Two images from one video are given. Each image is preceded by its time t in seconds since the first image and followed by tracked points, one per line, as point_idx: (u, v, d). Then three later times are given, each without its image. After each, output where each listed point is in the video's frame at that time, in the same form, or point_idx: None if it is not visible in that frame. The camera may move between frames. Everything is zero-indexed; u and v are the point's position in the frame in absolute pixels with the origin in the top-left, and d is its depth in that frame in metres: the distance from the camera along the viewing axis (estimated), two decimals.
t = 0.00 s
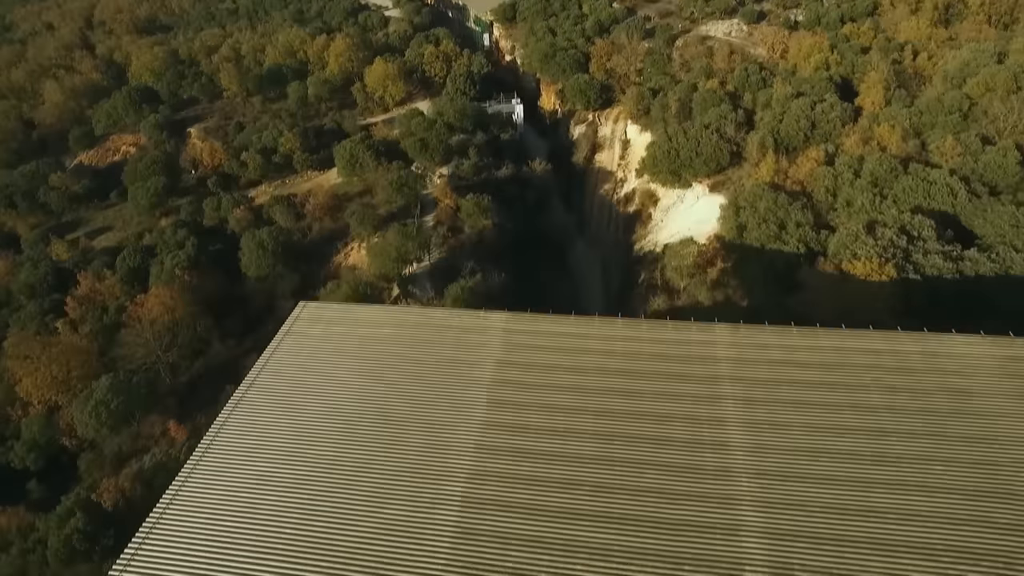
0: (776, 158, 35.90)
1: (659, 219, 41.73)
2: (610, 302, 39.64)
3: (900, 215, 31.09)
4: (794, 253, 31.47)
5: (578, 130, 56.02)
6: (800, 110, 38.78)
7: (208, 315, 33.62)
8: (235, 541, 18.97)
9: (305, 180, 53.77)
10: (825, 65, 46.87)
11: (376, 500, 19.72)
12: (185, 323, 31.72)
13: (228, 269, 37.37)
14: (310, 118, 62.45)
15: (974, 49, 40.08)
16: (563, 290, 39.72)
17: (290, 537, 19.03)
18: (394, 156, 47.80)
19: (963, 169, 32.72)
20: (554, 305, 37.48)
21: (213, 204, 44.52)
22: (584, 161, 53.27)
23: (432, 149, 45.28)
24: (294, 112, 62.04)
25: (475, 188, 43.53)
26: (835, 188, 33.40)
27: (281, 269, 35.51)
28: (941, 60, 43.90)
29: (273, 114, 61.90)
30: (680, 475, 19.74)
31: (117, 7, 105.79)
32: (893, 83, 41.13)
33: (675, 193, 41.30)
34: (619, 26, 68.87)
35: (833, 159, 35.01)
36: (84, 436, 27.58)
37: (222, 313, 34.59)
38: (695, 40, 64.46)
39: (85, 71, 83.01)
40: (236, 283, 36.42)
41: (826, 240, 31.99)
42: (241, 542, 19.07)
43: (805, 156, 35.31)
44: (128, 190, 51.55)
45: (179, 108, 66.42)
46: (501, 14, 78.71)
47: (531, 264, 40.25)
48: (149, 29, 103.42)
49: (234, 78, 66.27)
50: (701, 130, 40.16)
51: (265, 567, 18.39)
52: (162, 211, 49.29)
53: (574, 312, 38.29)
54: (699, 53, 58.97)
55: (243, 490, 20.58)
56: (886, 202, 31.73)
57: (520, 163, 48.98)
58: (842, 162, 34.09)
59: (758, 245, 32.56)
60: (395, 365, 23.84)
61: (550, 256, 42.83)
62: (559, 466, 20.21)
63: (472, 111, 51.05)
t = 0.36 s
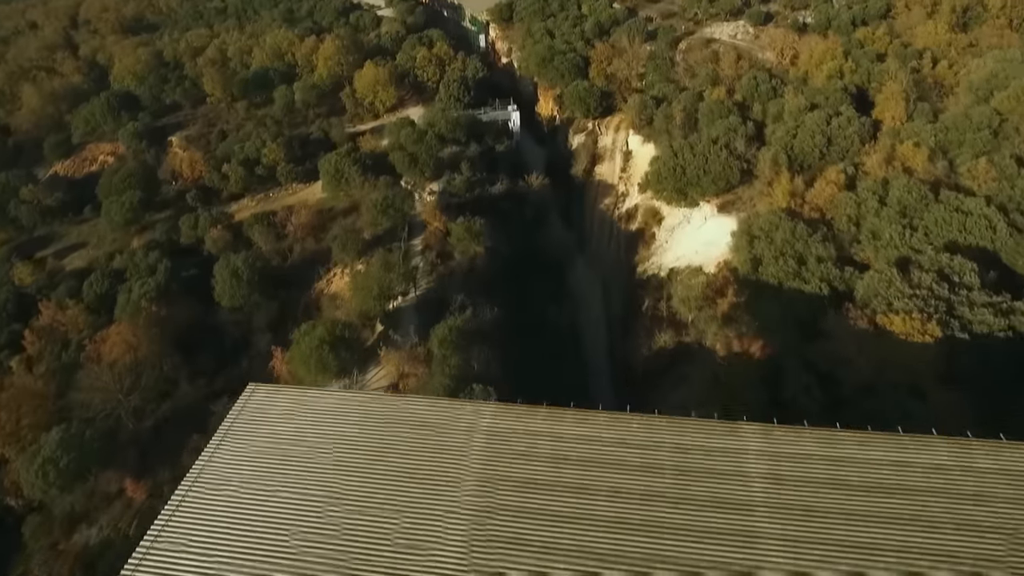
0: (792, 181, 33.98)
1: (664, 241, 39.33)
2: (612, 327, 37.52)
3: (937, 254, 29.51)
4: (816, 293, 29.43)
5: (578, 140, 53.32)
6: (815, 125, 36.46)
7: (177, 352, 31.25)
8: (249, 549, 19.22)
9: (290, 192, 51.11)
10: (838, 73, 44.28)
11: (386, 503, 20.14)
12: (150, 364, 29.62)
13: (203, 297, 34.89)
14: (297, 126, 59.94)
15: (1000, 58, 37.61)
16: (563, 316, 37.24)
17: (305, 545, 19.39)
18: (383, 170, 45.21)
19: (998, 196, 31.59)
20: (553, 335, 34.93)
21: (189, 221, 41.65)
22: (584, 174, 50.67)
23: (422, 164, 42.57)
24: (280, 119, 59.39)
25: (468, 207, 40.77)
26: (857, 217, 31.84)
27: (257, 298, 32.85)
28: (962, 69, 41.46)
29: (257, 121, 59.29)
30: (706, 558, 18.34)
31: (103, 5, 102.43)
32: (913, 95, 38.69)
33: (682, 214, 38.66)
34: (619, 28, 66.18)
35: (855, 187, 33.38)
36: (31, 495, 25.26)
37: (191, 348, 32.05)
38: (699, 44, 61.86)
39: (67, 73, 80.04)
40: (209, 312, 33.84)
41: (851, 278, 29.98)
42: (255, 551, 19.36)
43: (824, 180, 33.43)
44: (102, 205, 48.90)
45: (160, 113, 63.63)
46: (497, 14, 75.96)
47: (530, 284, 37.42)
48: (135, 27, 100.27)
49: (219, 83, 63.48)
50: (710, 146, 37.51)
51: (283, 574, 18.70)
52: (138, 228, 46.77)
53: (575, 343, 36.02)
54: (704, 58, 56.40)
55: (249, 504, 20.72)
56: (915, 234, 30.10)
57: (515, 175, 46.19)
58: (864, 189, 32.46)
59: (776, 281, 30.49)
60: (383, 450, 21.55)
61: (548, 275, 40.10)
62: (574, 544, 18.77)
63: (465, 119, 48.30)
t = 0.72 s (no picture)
0: (809, 208, 31.80)
1: (669, 270, 37.24)
2: (614, 366, 36.96)
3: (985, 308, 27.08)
4: (843, 346, 27.84)
5: (577, 152, 50.69)
6: (832, 143, 34.09)
7: (141, 398, 28.78)
8: (252, 560, 18.10)
9: (273, 209, 48.43)
10: (852, 84, 41.82)
11: None
12: (109, 417, 27.12)
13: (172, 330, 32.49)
14: (283, 136, 57.37)
15: None
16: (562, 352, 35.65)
17: None
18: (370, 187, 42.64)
19: None
20: (554, 376, 33.17)
21: (163, 243, 39.29)
22: (583, 190, 48.03)
23: (410, 183, 40.04)
24: (265, 128, 56.82)
25: (461, 229, 37.97)
26: (885, 254, 29.82)
27: (228, 335, 30.30)
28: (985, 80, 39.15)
29: (242, 131, 56.71)
30: None
31: (87, 5, 99.24)
32: (935, 110, 36.32)
33: (688, 238, 36.12)
34: (620, 32, 63.80)
35: (882, 220, 31.37)
36: None
37: (155, 392, 29.60)
38: (703, 50, 59.91)
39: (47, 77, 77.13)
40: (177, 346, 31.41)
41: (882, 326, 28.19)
42: (257, 568, 18.20)
43: (846, 209, 31.35)
44: (74, 222, 46.26)
45: (141, 122, 60.92)
46: (492, 16, 73.84)
47: (529, 315, 35.05)
48: (121, 28, 97.25)
49: (201, 90, 60.89)
50: (718, 166, 34.99)
51: None
52: (110, 248, 44.16)
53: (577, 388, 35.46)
54: (709, 65, 54.09)
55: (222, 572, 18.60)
56: (952, 277, 28.04)
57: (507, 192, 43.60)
58: (892, 222, 30.49)
59: (798, 330, 28.99)
60: None
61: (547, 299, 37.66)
62: None
63: (456, 131, 45.57)
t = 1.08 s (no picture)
0: (829, 240, 29.61)
1: (675, 302, 35.36)
2: (615, 404, 35.35)
3: None
4: (878, 417, 25.44)
5: (577, 167, 48.10)
6: (854, 164, 31.63)
7: (97, 454, 26.84)
8: None
9: (255, 228, 45.69)
10: (870, 98, 39.24)
11: None
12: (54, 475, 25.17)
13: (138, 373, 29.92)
14: (268, 149, 54.88)
15: None
16: (559, 396, 34.51)
17: None
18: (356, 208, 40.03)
19: None
20: (548, 426, 32.12)
21: (135, 269, 36.85)
22: (583, 210, 45.32)
23: (398, 205, 37.42)
24: (249, 140, 54.31)
25: (452, 258, 35.38)
26: (919, 304, 27.72)
27: (195, 381, 28.06)
28: (1012, 96, 36.83)
29: (225, 144, 54.13)
30: None
31: (74, 7, 96.30)
32: (960, 130, 33.95)
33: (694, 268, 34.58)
34: (621, 38, 61.35)
35: (911, 260, 29.24)
36: None
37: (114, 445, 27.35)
38: (707, 58, 57.82)
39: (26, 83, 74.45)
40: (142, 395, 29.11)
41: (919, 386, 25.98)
42: None
43: (871, 245, 29.19)
44: (42, 243, 43.77)
45: (121, 132, 58.43)
46: (488, 20, 71.34)
47: (522, 360, 33.82)
48: (107, 31, 94.39)
49: (183, 99, 58.49)
50: (728, 191, 32.47)
51: None
52: (79, 270, 41.78)
53: (576, 432, 34.26)
54: (714, 74, 51.72)
55: None
56: (998, 333, 25.89)
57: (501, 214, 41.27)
58: (925, 264, 28.40)
59: (824, 394, 26.88)
60: None
61: (543, 337, 36.16)
62: None
63: (449, 147, 42.97)
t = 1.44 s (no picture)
0: (853, 282, 27.30)
1: (682, 339, 33.38)
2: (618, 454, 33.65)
3: None
4: (926, 510, 23.67)
5: (578, 185, 45.44)
6: (877, 194, 29.25)
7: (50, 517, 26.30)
8: None
9: (235, 251, 43.14)
10: (889, 115, 36.73)
11: None
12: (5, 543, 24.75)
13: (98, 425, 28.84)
14: (253, 164, 52.47)
15: None
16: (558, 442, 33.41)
17: None
18: (340, 232, 37.57)
19: None
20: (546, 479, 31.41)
21: (102, 299, 33.54)
22: (582, 231, 42.52)
23: (385, 232, 34.66)
24: (231, 154, 51.78)
25: (444, 296, 33.21)
26: (962, 366, 25.65)
27: (156, 437, 27.49)
28: None
29: (207, 159, 51.64)
30: None
31: (57, 9, 93.18)
32: (992, 153, 31.59)
33: (704, 302, 32.44)
34: (622, 45, 58.85)
35: (948, 308, 27.09)
36: None
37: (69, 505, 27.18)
38: (712, 68, 55.48)
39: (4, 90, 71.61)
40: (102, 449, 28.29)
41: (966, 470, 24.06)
42: None
43: (904, 292, 26.77)
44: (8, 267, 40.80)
45: (99, 145, 55.92)
46: (484, 25, 68.72)
47: (518, 408, 32.69)
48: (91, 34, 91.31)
49: (164, 110, 55.92)
50: (741, 220, 29.94)
51: None
52: (46, 299, 39.06)
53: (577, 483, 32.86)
54: (720, 86, 49.25)
55: None
56: None
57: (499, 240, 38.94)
58: (966, 317, 26.22)
59: (860, 477, 24.87)
60: None
61: (542, 378, 34.62)
62: None
63: (442, 166, 40.32)
